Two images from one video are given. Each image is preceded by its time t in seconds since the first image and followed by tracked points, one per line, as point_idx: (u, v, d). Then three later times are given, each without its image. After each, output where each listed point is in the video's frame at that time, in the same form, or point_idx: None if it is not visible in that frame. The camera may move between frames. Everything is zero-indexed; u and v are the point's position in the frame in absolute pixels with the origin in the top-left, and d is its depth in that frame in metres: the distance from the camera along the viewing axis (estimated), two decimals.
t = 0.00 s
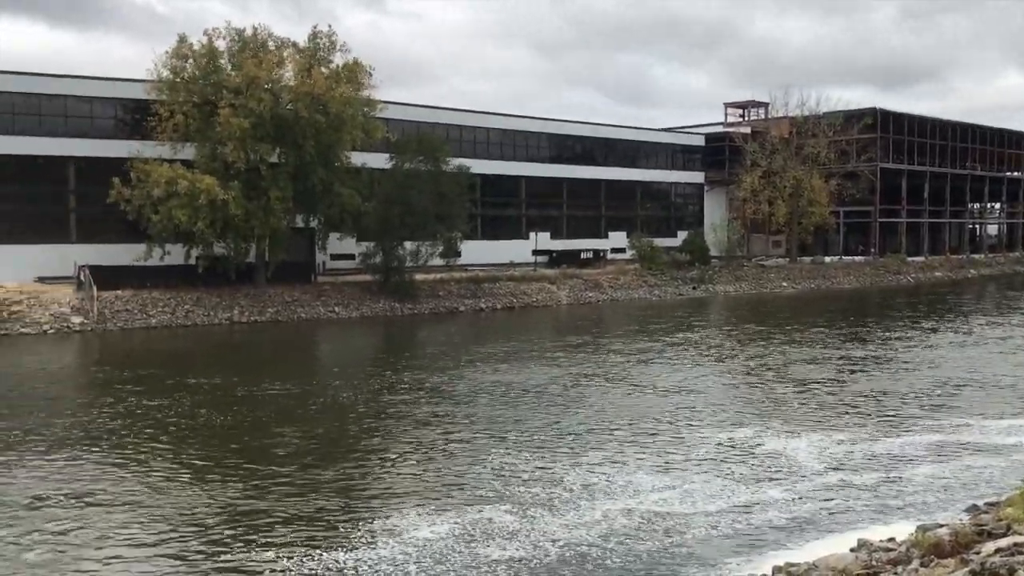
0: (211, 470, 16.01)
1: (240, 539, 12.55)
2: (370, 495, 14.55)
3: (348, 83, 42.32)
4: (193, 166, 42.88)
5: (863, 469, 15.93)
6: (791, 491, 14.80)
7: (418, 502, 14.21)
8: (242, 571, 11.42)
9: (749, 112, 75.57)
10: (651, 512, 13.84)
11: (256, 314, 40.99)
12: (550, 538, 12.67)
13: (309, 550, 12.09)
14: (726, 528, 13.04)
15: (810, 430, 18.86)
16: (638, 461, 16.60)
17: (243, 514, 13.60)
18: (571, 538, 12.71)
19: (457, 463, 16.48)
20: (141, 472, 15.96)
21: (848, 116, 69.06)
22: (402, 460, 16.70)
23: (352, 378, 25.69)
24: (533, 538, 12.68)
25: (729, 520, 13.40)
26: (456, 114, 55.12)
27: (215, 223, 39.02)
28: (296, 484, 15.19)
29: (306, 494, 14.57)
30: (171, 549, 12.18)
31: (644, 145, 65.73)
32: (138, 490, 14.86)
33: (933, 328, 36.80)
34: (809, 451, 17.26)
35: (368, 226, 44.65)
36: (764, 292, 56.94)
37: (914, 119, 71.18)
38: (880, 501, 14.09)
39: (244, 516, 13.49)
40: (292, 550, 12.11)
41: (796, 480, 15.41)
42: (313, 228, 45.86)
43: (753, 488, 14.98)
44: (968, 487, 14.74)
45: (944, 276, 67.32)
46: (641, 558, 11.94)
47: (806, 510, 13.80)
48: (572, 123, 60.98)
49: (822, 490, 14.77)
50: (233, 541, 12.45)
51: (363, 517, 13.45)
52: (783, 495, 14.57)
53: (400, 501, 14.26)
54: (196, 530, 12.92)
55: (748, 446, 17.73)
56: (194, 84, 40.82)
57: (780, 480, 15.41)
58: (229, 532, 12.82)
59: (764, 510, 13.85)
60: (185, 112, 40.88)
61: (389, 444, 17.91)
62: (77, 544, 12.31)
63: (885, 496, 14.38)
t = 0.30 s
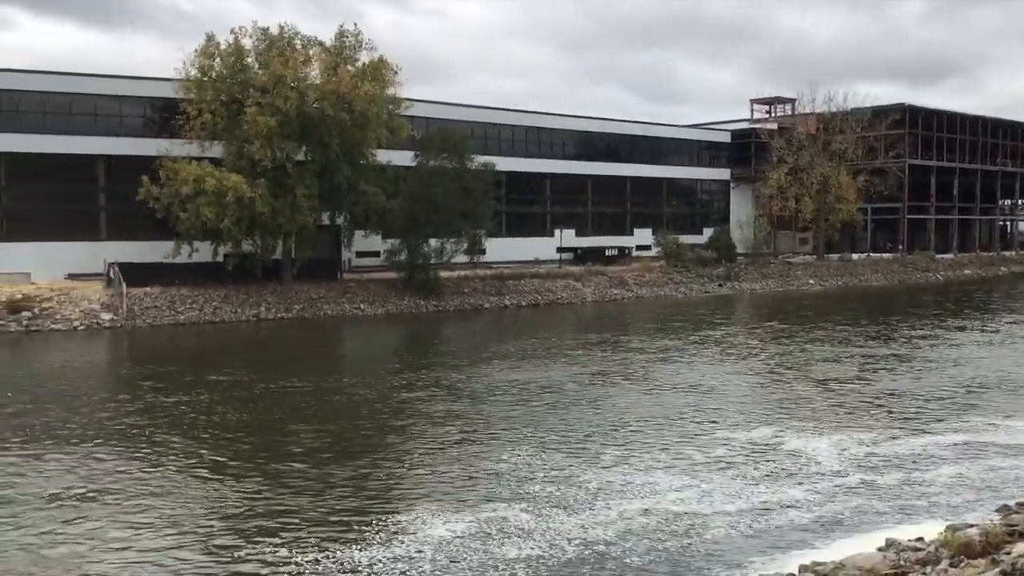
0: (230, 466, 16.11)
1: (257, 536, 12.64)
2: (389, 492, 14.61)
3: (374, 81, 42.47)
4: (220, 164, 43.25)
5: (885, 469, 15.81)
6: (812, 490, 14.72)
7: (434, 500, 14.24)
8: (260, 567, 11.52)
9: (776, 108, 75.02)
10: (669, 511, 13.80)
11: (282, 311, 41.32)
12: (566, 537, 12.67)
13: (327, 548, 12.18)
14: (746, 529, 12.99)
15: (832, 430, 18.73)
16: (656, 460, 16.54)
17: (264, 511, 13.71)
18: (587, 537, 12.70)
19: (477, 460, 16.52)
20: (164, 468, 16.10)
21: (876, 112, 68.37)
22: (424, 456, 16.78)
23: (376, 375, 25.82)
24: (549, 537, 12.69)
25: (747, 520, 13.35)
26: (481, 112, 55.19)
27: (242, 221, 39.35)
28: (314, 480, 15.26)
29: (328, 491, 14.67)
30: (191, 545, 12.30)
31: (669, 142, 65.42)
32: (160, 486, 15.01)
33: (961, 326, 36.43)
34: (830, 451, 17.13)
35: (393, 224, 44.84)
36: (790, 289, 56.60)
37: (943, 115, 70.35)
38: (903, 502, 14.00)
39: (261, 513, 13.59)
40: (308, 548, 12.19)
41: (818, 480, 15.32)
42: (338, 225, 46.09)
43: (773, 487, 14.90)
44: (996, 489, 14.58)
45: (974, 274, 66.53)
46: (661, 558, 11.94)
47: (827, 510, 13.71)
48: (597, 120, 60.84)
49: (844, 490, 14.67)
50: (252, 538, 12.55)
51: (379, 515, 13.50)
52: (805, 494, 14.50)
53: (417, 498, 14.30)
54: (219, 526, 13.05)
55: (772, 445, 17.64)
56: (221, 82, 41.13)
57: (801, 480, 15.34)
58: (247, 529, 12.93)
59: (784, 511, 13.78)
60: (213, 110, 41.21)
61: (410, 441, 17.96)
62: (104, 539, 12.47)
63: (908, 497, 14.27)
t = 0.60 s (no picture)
0: (256, 462, 16.26)
1: (279, 533, 12.77)
2: (411, 491, 14.70)
3: (402, 80, 42.63)
4: (249, 163, 43.61)
5: (910, 470, 15.71)
6: (836, 492, 14.67)
7: (454, 498, 14.31)
8: (281, 565, 11.66)
9: (805, 105, 74.36)
10: (689, 512, 13.79)
11: (311, 309, 41.65)
12: (586, 538, 12.70)
13: (348, 546, 12.28)
14: (768, 530, 12.98)
15: (858, 430, 18.57)
16: (677, 461, 16.50)
17: (286, 507, 13.83)
18: (607, 538, 12.71)
19: (499, 459, 16.58)
20: (191, 464, 16.28)
21: (908, 108, 67.58)
22: (449, 454, 16.86)
23: (402, 374, 25.93)
24: (567, 537, 12.72)
25: (770, 522, 13.33)
26: (508, 110, 55.21)
27: (272, 220, 39.67)
28: (337, 478, 15.36)
29: (352, 488, 14.79)
30: (215, 541, 12.45)
31: (698, 139, 65.04)
32: (187, 482, 15.19)
33: (993, 325, 35.96)
34: (853, 452, 17.00)
35: (420, 223, 44.91)
36: (820, 288, 56.16)
37: (976, 111, 69.41)
38: (930, 504, 13.92)
39: (284, 510, 13.74)
40: (329, 546, 12.31)
41: (841, 481, 15.24)
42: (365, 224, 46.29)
43: (795, 488, 14.85)
44: None
45: (1008, 272, 65.63)
46: (684, 559, 11.95)
47: (849, 512, 13.66)
48: (625, 118, 60.65)
49: (869, 492, 14.60)
50: (274, 535, 12.68)
51: (399, 514, 13.59)
52: (829, 496, 14.45)
53: (437, 497, 14.37)
54: (244, 523, 13.19)
55: (799, 445, 17.55)
56: (251, 82, 41.42)
57: (824, 481, 15.28)
58: (269, 526, 13.05)
59: (808, 512, 13.74)
60: (242, 110, 41.51)
61: (437, 438, 18.05)
62: (133, 536, 12.64)
63: (934, 498, 14.19)
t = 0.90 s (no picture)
0: (289, 454, 16.44)
1: (308, 527, 12.96)
2: (440, 488, 14.83)
3: (436, 81, 42.79)
4: (285, 164, 44.05)
5: (945, 474, 15.57)
6: (868, 494, 14.67)
7: (481, 498, 14.42)
8: (312, 560, 11.84)
9: (841, 102, 73.56)
10: (716, 515, 13.83)
11: (346, 308, 41.99)
12: (612, 540, 12.79)
13: (375, 544, 12.45)
14: (797, 533, 12.99)
15: (891, 431, 18.42)
16: (705, 462, 16.48)
17: (316, 501, 14.03)
18: (633, 540, 12.78)
19: (529, 457, 16.65)
20: (226, 454, 16.51)
21: (947, 105, 66.58)
22: (480, 450, 16.94)
23: (435, 372, 26.02)
24: (590, 539, 12.81)
25: (799, 525, 13.35)
26: (541, 109, 55.22)
27: (308, 220, 40.03)
28: (369, 473, 15.50)
29: (385, 483, 14.96)
30: (246, 533, 12.66)
31: (732, 137, 64.57)
32: (223, 471, 15.42)
33: None
34: (884, 454, 16.86)
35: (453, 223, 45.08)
36: (857, 287, 55.55)
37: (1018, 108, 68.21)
38: (963, 507, 13.84)
39: (315, 503, 13.94)
40: (358, 543, 12.48)
41: (872, 484, 15.18)
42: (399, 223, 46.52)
43: (825, 491, 14.81)
44: None
45: None
46: (711, 563, 12.02)
47: (880, 516, 13.63)
48: (658, 116, 60.40)
49: (901, 496, 14.52)
50: (303, 529, 12.88)
51: (427, 512, 13.74)
52: (860, 499, 14.43)
53: (466, 496, 14.50)
54: (278, 515, 13.38)
55: (833, 447, 17.43)
56: (286, 84, 41.82)
57: (855, 483, 15.26)
58: (300, 520, 13.24)
59: (838, 515, 13.74)
60: (278, 111, 41.87)
61: (470, 435, 18.12)
62: (172, 524, 12.86)
63: (968, 503, 14.09)
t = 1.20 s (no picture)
0: (323, 452, 16.58)
1: (337, 525, 13.06)
2: (468, 487, 14.86)
3: (472, 80, 42.88)
4: (323, 164, 44.41)
5: (983, 477, 15.31)
6: (902, 497, 14.47)
7: (508, 498, 14.44)
8: (341, 558, 11.93)
9: (883, 99, 72.42)
10: (746, 517, 13.72)
11: (383, 307, 42.26)
12: (641, 541, 12.74)
13: (403, 543, 12.51)
14: (828, 537, 12.86)
15: (929, 433, 18.12)
16: (736, 463, 16.33)
17: (346, 499, 14.12)
18: (662, 542, 12.72)
19: (558, 457, 16.64)
20: (260, 450, 16.66)
21: (993, 100, 65.34)
22: (511, 450, 16.94)
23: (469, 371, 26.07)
24: (618, 540, 12.77)
25: (832, 528, 13.21)
26: (578, 107, 55.06)
27: (346, 219, 40.34)
28: (400, 472, 15.56)
29: (413, 482, 15.02)
30: (276, 530, 12.78)
31: (771, 135, 63.87)
32: (257, 468, 15.58)
33: None
34: (919, 456, 16.59)
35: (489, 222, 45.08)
36: (899, 286, 54.74)
37: None
38: (1002, 512, 13.60)
39: (343, 501, 14.04)
40: (385, 541, 12.56)
41: (906, 487, 14.97)
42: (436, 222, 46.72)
43: (857, 494, 14.65)
44: None
45: None
46: (744, 566, 11.94)
47: (915, 520, 13.43)
48: (696, 114, 59.91)
49: (937, 499, 14.31)
50: (332, 528, 12.96)
51: (454, 512, 13.78)
52: (895, 502, 14.24)
53: (492, 496, 14.51)
54: (308, 513, 13.48)
55: (867, 448, 17.20)
56: (325, 84, 42.19)
57: (889, 486, 15.05)
58: (329, 518, 13.35)
59: (873, 519, 13.56)
60: (316, 111, 42.19)
61: (504, 434, 18.13)
62: (206, 520, 13.02)
63: (1007, 507, 13.85)
